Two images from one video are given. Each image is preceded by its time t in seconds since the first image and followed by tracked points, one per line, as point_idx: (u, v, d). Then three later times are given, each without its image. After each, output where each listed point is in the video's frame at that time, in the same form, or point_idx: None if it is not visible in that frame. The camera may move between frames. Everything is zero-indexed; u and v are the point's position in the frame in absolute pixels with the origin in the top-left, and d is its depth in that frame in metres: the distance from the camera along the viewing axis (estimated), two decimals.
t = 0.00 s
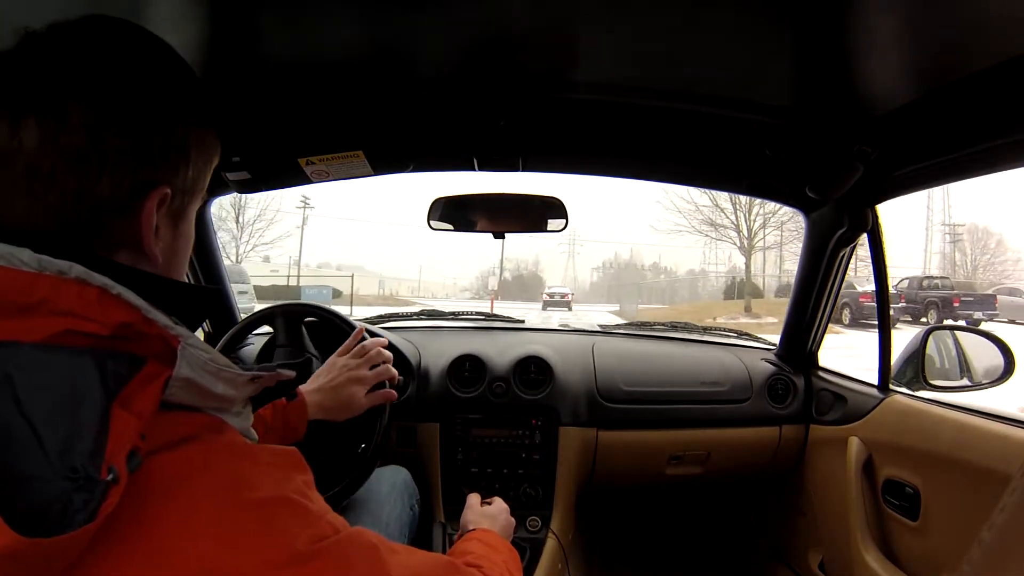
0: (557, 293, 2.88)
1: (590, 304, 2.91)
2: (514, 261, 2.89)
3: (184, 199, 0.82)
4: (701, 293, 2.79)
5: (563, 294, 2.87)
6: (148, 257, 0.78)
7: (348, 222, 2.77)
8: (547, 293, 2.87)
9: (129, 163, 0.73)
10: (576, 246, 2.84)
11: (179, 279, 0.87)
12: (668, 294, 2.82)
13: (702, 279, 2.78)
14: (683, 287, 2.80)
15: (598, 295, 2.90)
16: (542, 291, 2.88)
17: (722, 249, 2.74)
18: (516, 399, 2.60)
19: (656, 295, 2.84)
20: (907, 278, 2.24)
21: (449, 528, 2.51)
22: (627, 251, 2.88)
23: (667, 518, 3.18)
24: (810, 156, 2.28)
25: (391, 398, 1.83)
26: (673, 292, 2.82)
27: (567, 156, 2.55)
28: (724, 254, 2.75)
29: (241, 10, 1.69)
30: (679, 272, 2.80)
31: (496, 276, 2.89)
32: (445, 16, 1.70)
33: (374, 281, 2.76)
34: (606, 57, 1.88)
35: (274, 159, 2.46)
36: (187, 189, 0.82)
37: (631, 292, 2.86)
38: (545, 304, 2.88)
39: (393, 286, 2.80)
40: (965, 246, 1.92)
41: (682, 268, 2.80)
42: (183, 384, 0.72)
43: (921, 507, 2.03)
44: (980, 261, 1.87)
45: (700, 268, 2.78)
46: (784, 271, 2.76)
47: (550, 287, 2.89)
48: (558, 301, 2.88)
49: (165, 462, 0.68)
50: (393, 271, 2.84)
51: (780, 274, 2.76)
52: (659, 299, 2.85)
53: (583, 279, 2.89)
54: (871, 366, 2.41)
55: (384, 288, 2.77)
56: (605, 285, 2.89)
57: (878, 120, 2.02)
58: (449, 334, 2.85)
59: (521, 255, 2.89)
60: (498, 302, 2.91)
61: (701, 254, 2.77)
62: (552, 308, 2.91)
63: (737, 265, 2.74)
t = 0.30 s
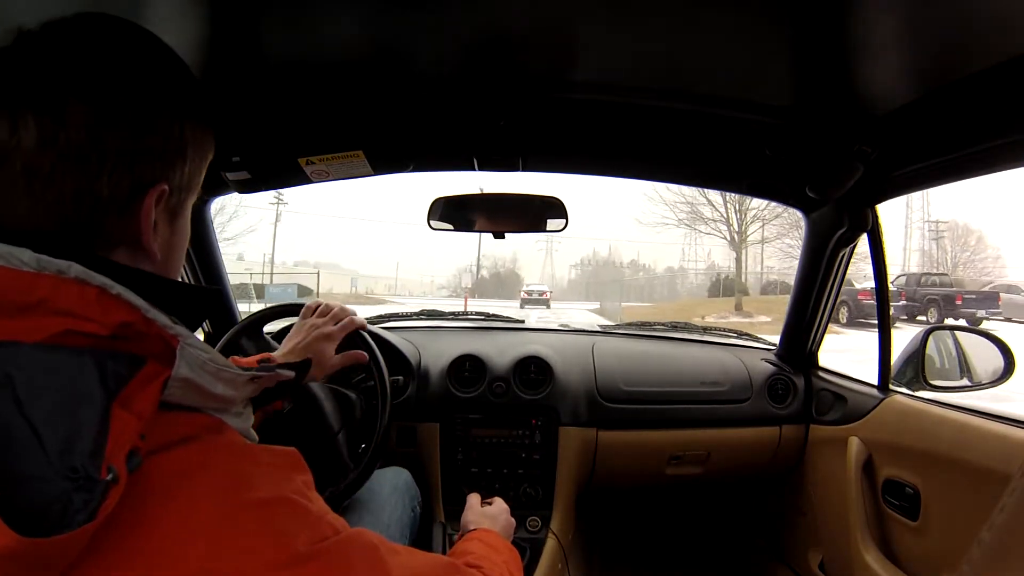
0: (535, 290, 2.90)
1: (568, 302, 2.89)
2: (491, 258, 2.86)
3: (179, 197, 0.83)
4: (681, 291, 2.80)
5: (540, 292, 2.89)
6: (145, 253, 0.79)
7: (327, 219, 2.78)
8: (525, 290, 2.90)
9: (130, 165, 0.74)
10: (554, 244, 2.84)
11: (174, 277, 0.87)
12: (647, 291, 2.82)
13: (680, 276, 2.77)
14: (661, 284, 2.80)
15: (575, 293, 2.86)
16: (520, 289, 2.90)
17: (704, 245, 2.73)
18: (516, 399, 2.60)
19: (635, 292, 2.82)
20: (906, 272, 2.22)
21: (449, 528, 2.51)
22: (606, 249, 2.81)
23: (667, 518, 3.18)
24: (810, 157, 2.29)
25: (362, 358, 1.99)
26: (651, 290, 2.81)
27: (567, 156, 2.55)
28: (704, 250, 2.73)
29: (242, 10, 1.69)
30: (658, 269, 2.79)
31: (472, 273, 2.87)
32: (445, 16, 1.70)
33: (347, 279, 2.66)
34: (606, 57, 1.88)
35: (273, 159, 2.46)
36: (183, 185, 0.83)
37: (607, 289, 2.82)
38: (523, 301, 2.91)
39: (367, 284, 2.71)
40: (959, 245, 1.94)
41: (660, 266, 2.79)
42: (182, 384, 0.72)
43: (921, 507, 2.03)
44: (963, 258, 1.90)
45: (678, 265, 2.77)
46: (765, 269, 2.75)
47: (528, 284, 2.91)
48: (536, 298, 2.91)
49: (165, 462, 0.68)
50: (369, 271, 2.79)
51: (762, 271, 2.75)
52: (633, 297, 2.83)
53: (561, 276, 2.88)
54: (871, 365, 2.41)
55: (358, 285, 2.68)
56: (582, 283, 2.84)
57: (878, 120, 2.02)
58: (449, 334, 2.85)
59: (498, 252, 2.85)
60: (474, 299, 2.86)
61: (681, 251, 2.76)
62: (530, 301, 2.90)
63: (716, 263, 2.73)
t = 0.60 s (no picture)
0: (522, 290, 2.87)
1: (556, 302, 2.83)
2: (479, 257, 2.85)
3: (182, 198, 0.83)
4: (668, 290, 2.80)
5: (528, 291, 2.86)
6: (150, 254, 0.79)
7: (320, 218, 2.77)
8: (511, 290, 2.87)
9: (134, 166, 0.74)
10: (541, 243, 2.82)
11: (177, 279, 0.87)
12: (636, 291, 2.83)
13: (667, 276, 2.77)
14: (648, 283, 2.80)
15: (563, 294, 2.79)
16: (506, 289, 2.88)
17: (693, 242, 2.73)
18: (516, 399, 2.59)
19: (622, 291, 2.83)
20: (915, 271, 2.17)
21: (449, 528, 2.51)
22: (594, 247, 2.78)
23: (667, 518, 3.18)
24: (811, 155, 2.30)
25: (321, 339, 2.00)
26: (640, 289, 2.82)
27: (567, 156, 2.55)
28: (692, 248, 2.73)
29: (242, 10, 1.69)
30: (646, 268, 2.78)
31: (458, 272, 2.84)
32: (445, 16, 1.71)
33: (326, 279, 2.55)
34: (606, 57, 1.88)
35: (273, 159, 2.46)
36: (187, 186, 0.83)
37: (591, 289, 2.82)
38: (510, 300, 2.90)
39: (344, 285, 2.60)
40: (955, 243, 1.95)
41: (648, 264, 2.78)
42: (185, 383, 0.72)
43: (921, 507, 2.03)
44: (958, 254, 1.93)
45: (666, 264, 2.76)
46: (756, 268, 2.74)
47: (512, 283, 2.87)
48: (522, 298, 2.88)
49: (167, 462, 0.68)
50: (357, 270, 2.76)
51: (753, 270, 2.75)
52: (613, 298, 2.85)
53: (549, 275, 2.83)
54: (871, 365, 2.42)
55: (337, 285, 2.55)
56: (570, 282, 2.79)
57: (878, 120, 2.02)
58: (449, 334, 2.86)
59: (484, 252, 2.83)
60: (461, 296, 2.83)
61: (669, 250, 2.75)
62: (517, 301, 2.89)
63: (704, 261, 2.73)
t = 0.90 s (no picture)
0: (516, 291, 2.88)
1: (551, 303, 2.88)
2: (473, 258, 2.87)
3: (184, 198, 0.82)
4: (664, 291, 2.83)
5: (522, 293, 2.87)
6: (155, 255, 0.78)
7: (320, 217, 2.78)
8: (506, 291, 2.88)
9: (140, 166, 0.74)
10: (535, 245, 2.82)
11: (178, 279, 0.86)
12: (632, 293, 2.85)
13: (664, 276, 2.81)
14: (644, 284, 2.83)
15: (558, 295, 2.86)
16: (501, 291, 2.89)
17: (687, 245, 2.74)
18: (516, 399, 2.59)
19: (618, 293, 2.86)
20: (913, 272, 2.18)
21: (449, 528, 2.50)
22: (590, 248, 2.84)
23: (667, 518, 3.18)
24: (811, 155, 2.30)
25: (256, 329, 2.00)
26: (636, 290, 2.85)
27: (567, 156, 2.55)
28: (689, 248, 2.74)
29: (241, 10, 1.69)
30: (641, 269, 2.82)
31: (452, 273, 2.86)
32: (444, 16, 1.71)
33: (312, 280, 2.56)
34: (606, 57, 1.88)
35: (273, 158, 2.46)
36: (190, 187, 0.82)
37: (586, 290, 2.87)
38: (505, 301, 2.91)
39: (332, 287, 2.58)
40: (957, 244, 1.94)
41: (644, 266, 2.82)
42: (185, 379, 0.72)
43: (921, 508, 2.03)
44: (961, 254, 1.92)
45: (663, 265, 2.80)
46: (756, 268, 2.76)
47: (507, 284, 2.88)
48: (516, 300, 2.90)
49: (167, 459, 0.68)
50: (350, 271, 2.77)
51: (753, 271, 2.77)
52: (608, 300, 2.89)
53: (544, 276, 2.86)
54: (871, 365, 2.41)
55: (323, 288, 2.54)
56: (565, 283, 2.85)
57: (878, 120, 2.02)
58: (449, 334, 2.86)
59: (479, 252, 2.85)
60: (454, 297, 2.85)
61: (665, 252, 2.79)
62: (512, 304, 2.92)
63: (700, 262, 2.74)
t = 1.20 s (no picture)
0: (514, 292, 2.89)
1: (549, 305, 2.89)
2: (472, 259, 2.90)
3: (170, 194, 0.83)
4: (664, 292, 2.87)
5: (521, 294, 2.88)
6: (145, 250, 0.79)
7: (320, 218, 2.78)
8: (504, 292, 2.89)
9: (128, 163, 0.75)
10: (535, 245, 2.84)
11: (166, 275, 0.87)
12: (630, 292, 2.84)
13: (664, 277, 2.84)
14: (644, 285, 2.85)
15: (556, 296, 2.86)
16: (499, 292, 2.90)
17: (688, 245, 2.79)
18: (516, 399, 2.59)
19: (620, 293, 2.85)
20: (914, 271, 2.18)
21: (449, 528, 2.51)
22: (589, 249, 2.85)
23: (668, 518, 3.17)
24: (811, 154, 2.30)
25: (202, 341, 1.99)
26: (636, 290, 2.85)
27: (566, 156, 2.55)
28: (689, 249, 2.79)
29: (241, 11, 1.69)
30: (641, 270, 2.85)
31: (451, 274, 2.90)
32: (444, 16, 1.71)
33: (303, 279, 2.59)
34: (606, 57, 1.88)
35: (273, 158, 2.47)
36: (176, 183, 0.83)
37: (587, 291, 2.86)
38: (503, 301, 2.92)
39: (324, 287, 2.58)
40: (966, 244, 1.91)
41: (644, 266, 2.85)
42: (180, 373, 0.73)
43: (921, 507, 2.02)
44: (969, 257, 1.88)
45: (663, 265, 2.84)
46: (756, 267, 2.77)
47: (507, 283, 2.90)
48: (515, 300, 2.90)
49: (163, 454, 0.69)
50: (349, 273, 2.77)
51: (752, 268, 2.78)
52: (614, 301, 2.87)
53: (543, 277, 2.87)
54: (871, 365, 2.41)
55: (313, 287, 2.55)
56: (564, 284, 2.86)
57: (878, 120, 2.02)
58: (449, 334, 2.86)
59: (478, 253, 2.87)
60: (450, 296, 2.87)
61: (665, 252, 2.83)
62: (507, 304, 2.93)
63: (700, 262, 2.79)
